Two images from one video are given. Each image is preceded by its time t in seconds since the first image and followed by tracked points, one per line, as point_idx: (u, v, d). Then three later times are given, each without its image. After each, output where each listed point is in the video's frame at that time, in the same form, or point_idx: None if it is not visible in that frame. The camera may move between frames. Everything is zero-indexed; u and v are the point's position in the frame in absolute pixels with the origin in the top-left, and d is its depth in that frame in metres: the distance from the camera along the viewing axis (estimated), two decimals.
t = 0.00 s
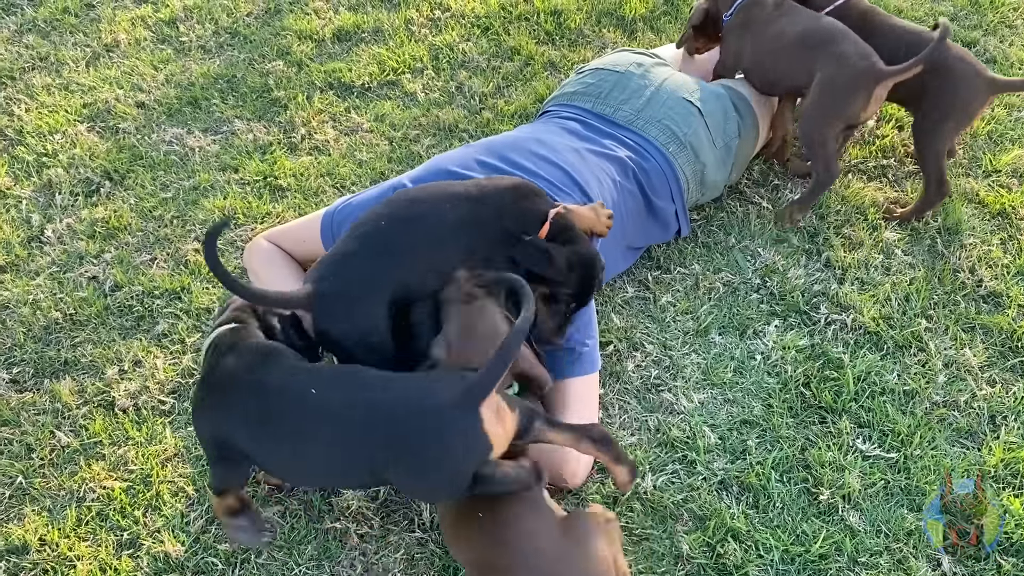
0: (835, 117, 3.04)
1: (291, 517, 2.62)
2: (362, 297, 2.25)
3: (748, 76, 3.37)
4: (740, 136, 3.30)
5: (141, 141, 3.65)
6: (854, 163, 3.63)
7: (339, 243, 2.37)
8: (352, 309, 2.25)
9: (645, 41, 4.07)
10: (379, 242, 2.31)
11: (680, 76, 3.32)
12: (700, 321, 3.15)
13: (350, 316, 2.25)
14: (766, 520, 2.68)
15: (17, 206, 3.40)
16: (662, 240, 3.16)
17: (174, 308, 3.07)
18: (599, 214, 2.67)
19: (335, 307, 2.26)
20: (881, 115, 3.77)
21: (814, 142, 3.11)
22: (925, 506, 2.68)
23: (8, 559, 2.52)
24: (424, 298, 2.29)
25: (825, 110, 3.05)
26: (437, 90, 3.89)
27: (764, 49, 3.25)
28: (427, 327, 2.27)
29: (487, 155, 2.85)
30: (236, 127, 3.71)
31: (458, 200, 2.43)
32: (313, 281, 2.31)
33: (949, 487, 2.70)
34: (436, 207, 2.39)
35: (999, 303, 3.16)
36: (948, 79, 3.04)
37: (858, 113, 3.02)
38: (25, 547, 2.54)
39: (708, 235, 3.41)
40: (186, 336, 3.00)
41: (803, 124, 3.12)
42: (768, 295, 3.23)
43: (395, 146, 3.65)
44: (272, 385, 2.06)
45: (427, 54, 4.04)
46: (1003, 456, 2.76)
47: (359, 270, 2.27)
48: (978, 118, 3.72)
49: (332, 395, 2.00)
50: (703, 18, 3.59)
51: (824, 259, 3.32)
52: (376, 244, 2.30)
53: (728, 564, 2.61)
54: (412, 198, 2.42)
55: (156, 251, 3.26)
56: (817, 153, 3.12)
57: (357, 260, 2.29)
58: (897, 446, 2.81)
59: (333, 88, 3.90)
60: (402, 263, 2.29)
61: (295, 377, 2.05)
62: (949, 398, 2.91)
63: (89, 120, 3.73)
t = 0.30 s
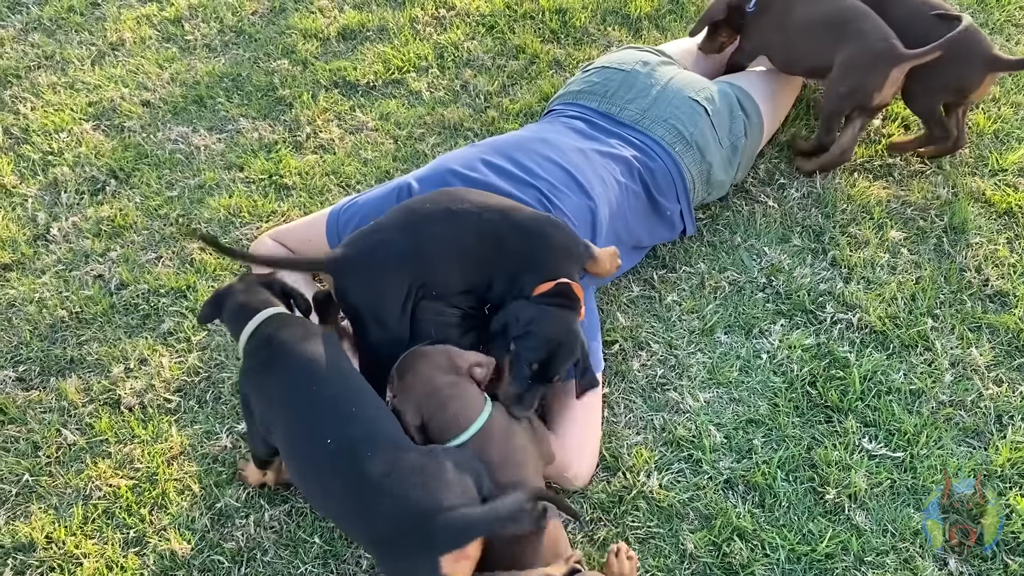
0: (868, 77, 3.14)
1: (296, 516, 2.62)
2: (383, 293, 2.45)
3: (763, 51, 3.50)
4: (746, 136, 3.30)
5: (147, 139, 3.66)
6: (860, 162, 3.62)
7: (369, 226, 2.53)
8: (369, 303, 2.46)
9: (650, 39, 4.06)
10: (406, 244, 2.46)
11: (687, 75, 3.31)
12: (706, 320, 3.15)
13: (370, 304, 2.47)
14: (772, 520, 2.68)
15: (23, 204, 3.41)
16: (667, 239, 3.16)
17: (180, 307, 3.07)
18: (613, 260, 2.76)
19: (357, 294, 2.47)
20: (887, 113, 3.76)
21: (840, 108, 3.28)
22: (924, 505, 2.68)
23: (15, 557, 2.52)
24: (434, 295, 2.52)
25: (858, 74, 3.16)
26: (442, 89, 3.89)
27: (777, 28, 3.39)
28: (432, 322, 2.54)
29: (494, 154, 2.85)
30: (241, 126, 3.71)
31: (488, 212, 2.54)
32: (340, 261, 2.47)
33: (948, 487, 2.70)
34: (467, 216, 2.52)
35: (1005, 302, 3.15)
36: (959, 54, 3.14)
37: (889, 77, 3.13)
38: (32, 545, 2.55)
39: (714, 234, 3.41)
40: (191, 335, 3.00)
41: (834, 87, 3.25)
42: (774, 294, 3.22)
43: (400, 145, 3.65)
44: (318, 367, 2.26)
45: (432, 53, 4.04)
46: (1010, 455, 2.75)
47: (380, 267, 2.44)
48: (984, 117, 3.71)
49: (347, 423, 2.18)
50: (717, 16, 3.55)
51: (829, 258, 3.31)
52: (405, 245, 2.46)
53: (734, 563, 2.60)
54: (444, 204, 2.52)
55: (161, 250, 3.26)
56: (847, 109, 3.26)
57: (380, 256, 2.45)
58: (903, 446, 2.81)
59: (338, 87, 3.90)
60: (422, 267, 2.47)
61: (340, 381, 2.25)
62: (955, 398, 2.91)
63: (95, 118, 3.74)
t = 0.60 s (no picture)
0: (908, 83, 3.20)
1: (303, 512, 2.62)
2: (393, 289, 2.49)
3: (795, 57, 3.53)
4: (753, 134, 3.29)
5: (153, 137, 3.66)
6: (867, 159, 3.61)
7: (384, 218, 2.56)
8: (376, 301, 2.49)
9: (656, 36, 4.06)
10: (418, 243, 2.49)
11: (694, 72, 3.31)
12: (713, 317, 3.14)
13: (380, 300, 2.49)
14: (780, 518, 2.67)
15: (30, 201, 3.41)
16: (673, 237, 3.16)
17: (187, 304, 3.08)
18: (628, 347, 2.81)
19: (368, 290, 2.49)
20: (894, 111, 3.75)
21: (875, 111, 3.32)
22: (926, 502, 2.67)
23: (23, 553, 2.53)
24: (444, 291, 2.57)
25: (901, 80, 3.21)
26: (448, 86, 3.88)
27: (818, 30, 3.42)
28: (432, 321, 2.60)
29: (502, 153, 2.84)
30: (248, 123, 3.71)
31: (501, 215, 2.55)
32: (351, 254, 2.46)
33: (950, 486, 2.69)
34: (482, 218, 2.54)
35: (1013, 299, 3.14)
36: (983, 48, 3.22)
37: (928, 90, 3.20)
38: (40, 541, 2.55)
39: (720, 232, 3.41)
40: (199, 331, 3.01)
41: (873, 88, 3.29)
42: (781, 292, 3.22)
43: (406, 142, 3.65)
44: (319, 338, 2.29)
45: (437, 50, 4.03)
46: (1019, 453, 2.75)
47: (392, 262, 2.47)
48: (992, 115, 3.70)
49: (324, 400, 2.16)
50: (751, 40, 3.55)
51: (837, 256, 3.30)
52: (419, 242, 2.49)
53: (742, 560, 2.60)
54: (460, 202, 2.54)
55: (168, 247, 3.26)
56: (877, 112, 3.31)
57: (395, 252, 2.48)
58: (911, 443, 2.80)
59: (344, 84, 3.90)
60: (433, 266, 2.52)
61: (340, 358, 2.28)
62: (963, 396, 2.90)
63: (101, 116, 3.74)
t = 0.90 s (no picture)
0: (919, 75, 3.21)
1: (309, 512, 2.62)
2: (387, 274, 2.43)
3: (804, 50, 3.53)
4: (760, 132, 3.28)
5: (158, 136, 3.66)
6: (873, 158, 3.60)
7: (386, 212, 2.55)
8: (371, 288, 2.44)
9: (661, 35, 4.05)
10: (414, 230, 2.44)
11: (700, 71, 3.30)
12: (718, 317, 3.14)
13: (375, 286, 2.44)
14: (786, 517, 2.67)
15: (36, 200, 3.42)
16: (679, 237, 3.16)
17: (192, 303, 3.08)
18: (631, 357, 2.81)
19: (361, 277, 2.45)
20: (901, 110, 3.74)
21: (885, 108, 3.32)
22: (925, 502, 2.67)
23: (30, 552, 2.53)
24: (437, 287, 2.47)
25: (911, 71, 3.22)
26: (453, 86, 3.88)
27: (823, 24, 3.45)
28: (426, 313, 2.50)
29: (512, 150, 2.84)
30: (253, 122, 3.71)
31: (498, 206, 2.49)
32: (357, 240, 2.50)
33: (949, 486, 2.69)
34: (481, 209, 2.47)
35: (1020, 299, 3.13)
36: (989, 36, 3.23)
37: (937, 81, 3.22)
38: (47, 540, 2.56)
39: (726, 231, 3.41)
40: (204, 331, 3.01)
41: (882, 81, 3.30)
42: (787, 291, 3.21)
43: (411, 141, 3.65)
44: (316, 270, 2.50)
45: (442, 50, 4.03)
46: None
47: (384, 250, 2.44)
48: (998, 113, 3.69)
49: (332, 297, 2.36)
50: (751, 53, 3.52)
51: (842, 255, 3.29)
52: (415, 229, 2.44)
53: (748, 560, 2.59)
54: (460, 196, 2.50)
55: (174, 246, 3.27)
56: (888, 104, 3.31)
57: (390, 238, 2.45)
58: (918, 443, 2.79)
59: (349, 83, 3.90)
60: (426, 254, 2.43)
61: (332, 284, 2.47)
62: (970, 395, 2.89)
63: (107, 115, 3.74)
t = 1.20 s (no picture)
0: (887, 35, 3.19)
1: (316, 514, 2.63)
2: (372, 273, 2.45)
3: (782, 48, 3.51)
4: (762, 131, 3.28)
5: (164, 137, 3.67)
6: (878, 159, 3.60)
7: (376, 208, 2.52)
8: (362, 286, 2.46)
9: (666, 35, 4.04)
10: (407, 230, 2.43)
11: (701, 71, 3.30)
12: (724, 318, 3.14)
13: (363, 283, 2.46)
14: (792, 519, 2.67)
15: (43, 202, 3.43)
16: (684, 236, 3.17)
17: (198, 305, 3.09)
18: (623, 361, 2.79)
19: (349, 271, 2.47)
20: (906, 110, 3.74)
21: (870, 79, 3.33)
22: (923, 504, 2.67)
23: (38, 553, 2.54)
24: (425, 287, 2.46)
25: (877, 36, 3.20)
26: (457, 87, 3.88)
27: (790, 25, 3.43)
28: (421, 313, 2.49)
29: (514, 151, 2.85)
30: (258, 124, 3.72)
31: (496, 214, 2.45)
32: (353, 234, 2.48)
33: (948, 487, 2.69)
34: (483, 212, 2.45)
35: None
36: None
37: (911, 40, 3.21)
38: (54, 541, 2.56)
39: (731, 232, 3.41)
40: (211, 333, 3.01)
41: (854, 54, 3.30)
42: (792, 292, 3.21)
43: (416, 142, 3.65)
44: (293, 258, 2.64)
45: (447, 51, 4.03)
46: None
47: (373, 250, 2.44)
48: (1004, 114, 3.68)
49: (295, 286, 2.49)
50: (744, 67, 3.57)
51: (848, 257, 3.29)
52: (403, 229, 2.43)
53: (754, 562, 2.59)
54: (449, 200, 2.45)
55: (180, 248, 3.27)
56: (870, 72, 3.31)
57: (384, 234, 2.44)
58: (924, 445, 2.79)
59: (354, 84, 3.90)
60: (415, 254, 2.43)
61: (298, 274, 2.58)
62: (976, 397, 2.88)
63: (113, 117, 3.75)
